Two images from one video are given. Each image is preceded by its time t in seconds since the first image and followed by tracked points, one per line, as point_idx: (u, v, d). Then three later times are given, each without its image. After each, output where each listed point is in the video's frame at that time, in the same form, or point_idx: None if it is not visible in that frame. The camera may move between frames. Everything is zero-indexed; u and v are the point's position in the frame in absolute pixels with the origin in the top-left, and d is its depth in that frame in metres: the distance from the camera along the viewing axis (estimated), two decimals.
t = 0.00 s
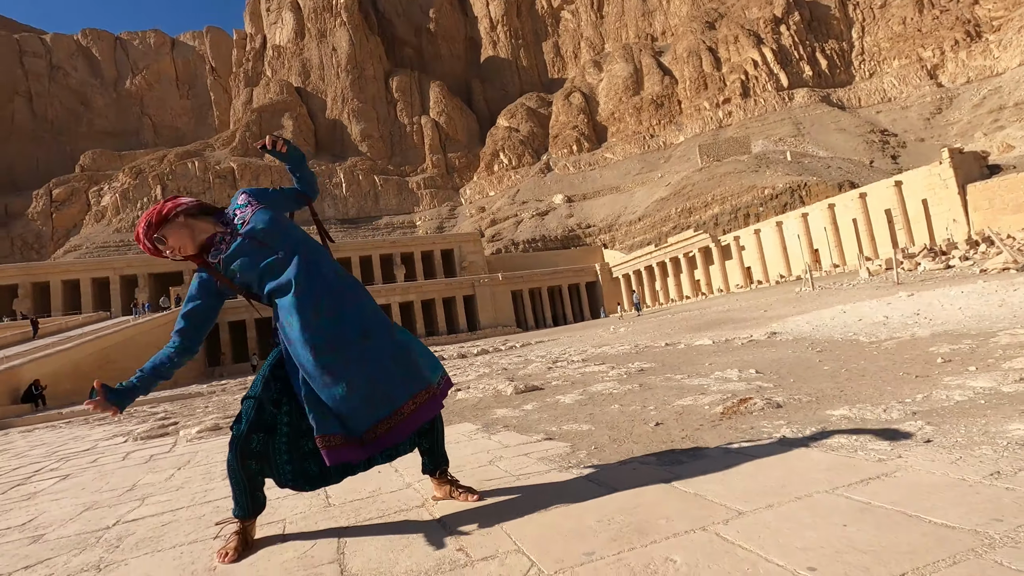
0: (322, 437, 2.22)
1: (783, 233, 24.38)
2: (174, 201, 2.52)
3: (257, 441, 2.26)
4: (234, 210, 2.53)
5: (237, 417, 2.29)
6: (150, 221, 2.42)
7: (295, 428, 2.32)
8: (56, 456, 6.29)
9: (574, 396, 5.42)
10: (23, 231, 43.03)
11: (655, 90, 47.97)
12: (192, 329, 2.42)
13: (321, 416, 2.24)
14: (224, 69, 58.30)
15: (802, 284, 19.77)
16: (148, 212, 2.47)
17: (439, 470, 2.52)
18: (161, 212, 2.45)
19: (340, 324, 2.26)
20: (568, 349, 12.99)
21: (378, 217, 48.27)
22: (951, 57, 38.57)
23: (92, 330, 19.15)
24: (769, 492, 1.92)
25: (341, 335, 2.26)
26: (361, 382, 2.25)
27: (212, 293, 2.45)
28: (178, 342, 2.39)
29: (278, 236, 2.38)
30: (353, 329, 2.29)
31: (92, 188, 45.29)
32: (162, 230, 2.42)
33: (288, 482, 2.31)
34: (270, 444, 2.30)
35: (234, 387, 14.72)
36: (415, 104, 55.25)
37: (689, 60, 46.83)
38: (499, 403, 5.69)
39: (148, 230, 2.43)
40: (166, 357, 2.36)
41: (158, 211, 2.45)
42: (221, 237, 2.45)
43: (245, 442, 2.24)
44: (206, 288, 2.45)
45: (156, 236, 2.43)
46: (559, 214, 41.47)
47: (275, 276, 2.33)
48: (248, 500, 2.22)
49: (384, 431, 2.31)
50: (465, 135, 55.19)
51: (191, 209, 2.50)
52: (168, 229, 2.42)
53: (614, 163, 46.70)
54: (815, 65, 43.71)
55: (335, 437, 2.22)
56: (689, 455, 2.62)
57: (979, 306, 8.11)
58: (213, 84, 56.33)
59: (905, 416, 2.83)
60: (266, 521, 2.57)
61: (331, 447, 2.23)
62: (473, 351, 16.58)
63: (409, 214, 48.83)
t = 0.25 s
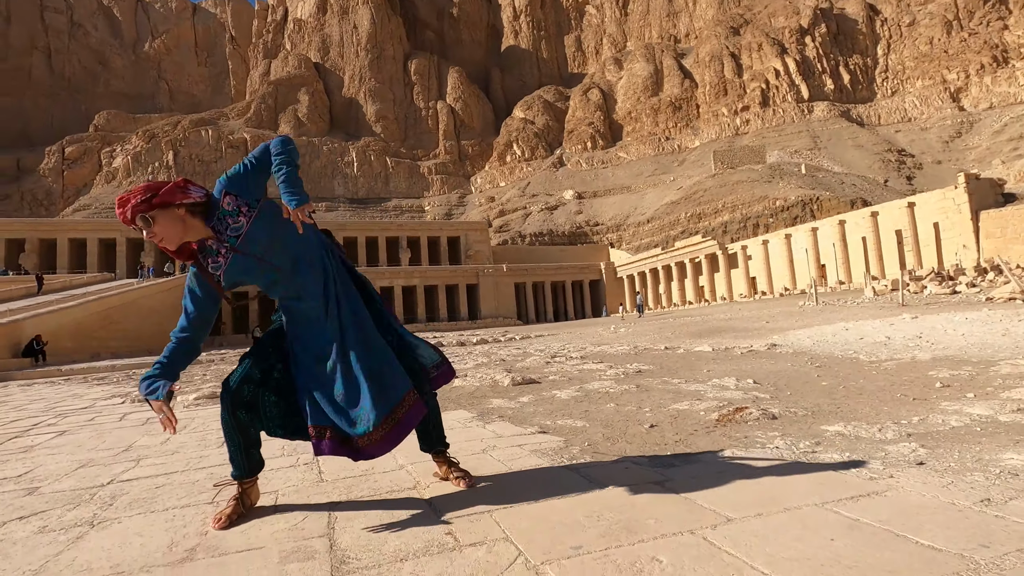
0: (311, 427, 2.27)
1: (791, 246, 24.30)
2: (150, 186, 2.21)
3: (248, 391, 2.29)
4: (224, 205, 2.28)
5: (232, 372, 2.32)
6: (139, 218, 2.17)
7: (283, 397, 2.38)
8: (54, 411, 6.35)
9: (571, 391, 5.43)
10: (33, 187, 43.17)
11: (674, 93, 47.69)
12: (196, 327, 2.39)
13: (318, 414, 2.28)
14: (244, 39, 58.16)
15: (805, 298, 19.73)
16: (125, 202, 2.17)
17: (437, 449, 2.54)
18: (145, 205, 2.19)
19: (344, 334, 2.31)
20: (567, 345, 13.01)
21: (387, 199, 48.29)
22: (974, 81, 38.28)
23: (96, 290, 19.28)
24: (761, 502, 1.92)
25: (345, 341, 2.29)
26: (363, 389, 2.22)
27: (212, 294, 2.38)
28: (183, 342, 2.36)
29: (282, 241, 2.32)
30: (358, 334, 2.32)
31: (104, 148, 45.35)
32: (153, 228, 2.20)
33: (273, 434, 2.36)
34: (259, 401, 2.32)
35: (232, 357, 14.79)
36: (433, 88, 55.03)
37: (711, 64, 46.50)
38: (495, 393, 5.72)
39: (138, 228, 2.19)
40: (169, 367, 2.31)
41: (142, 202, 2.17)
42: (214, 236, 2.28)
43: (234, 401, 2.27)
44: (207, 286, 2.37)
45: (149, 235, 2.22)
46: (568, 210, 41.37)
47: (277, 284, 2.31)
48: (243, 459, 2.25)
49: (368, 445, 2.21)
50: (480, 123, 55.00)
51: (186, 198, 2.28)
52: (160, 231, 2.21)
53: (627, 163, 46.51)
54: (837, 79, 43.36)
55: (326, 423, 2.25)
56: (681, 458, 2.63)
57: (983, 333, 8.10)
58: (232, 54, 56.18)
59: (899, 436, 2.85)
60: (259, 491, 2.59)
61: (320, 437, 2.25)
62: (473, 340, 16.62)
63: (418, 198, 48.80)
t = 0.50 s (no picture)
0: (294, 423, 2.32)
1: (797, 261, 24.21)
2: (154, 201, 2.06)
3: (242, 358, 2.27)
4: (222, 248, 2.15)
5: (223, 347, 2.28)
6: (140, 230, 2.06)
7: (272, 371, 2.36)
8: (54, 371, 6.40)
9: (568, 391, 5.45)
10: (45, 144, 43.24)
11: (692, 98, 47.44)
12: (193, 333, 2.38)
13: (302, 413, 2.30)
14: (265, 12, 57.97)
15: (807, 314, 19.69)
16: (130, 210, 2.03)
17: (439, 436, 2.47)
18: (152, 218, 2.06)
19: (337, 351, 2.32)
20: (567, 343, 13.04)
21: (397, 183, 48.29)
22: (995, 109, 38.00)
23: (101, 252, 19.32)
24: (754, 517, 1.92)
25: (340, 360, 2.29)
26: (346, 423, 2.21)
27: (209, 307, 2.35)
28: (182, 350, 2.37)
29: (280, 286, 2.21)
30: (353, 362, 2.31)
31: (118, 111, 45.35)
32: (159, 250, 2.09)
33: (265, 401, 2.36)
34: (251, 371, 2.30)
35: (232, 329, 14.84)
36: (450, 75, 54.84)
37: (731, 72, 46.22)
38: (493, 386, 5.74)
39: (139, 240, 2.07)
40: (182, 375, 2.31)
41: (154, 213, 2.06)
42: (211, 258, 2.18)
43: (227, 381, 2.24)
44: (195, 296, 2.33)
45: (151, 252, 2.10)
46: (576, 208, 41.27)
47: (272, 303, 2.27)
48: (242, 431, 2.24)
49: (354, 458, 2.17)
50: (495, 114, 54.81)
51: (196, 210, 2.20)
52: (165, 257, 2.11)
53: (639, 165, 46.36)
54: (857, 97, 43.07)
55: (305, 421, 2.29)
56: (676, 467, 2.64)
57: (983, 363, 8.08)
58: (252, 26, 56.03)
59: (894, 462, 2.85)
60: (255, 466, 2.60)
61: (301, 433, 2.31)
62: (473, 331, 16.67)
63: (428, 184, 48.75)
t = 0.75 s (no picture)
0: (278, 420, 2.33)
1: (800, 276, 24.19)
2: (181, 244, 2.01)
3: (245, 346, 2.25)
4: (232, 295, 2.08)
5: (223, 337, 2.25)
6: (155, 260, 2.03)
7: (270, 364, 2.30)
8: (53, 332, 6.40)
9: (564, 391, 5.46)
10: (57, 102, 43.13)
11: (708, 105, 47.22)
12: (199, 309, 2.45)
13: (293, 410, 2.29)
14: None
15: (806, 330, 19.71)
16: (161, 242, 1.99)
17: (440, 433, 2.50)
18: (182, 250, 2.03)
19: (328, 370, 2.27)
20: (565, 341, 13.05)
21: (405, 167, 48.21)
22: (1010, 139, 37.85)
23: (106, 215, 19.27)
24: (747, 538, 1.93)
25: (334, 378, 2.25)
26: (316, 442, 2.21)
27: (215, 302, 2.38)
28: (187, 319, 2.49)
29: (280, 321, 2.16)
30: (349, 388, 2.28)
31: (132, 74, 45.17)
32: (173, 282, 2.06)
33: (263, 385, 2.35)
34: (252, 362, 2.27)
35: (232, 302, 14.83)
36: (467, 63, 54.61)
37: (749, 82, 46.00)
38: (490, 381, 5.75)
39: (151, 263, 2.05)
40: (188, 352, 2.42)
41: (188, 245, 2.02)
42: (214, 298, 2.12)
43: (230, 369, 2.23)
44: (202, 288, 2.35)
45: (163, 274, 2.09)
46: (584, 206, 41.18)
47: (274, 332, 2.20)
48: (243, 415, 2.25)
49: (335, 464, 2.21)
50: (509, 106, 54.63)
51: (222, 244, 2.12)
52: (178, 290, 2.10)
53: (649, 168, 46.23)
54: (873, 116, 42.89)
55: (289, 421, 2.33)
56: (670, 480, 2.65)
57: (979, 395, 8.09)
58: None
59: (886, 490, 2.86)
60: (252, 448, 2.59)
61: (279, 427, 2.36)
62: (472, 322, 16.68)
63: (437, 171, 48.63)
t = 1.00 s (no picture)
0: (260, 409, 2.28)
1: (797, 291, 24.23)
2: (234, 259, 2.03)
3: (247, 329, 2.25)
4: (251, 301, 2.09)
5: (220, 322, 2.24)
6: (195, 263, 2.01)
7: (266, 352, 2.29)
8: (48, 293, 6.35)
9: (557, 391, 5.47)
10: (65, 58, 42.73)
11: (719, 113, 47.12)
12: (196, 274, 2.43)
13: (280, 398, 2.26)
14: None
15: (798, 346, 19.79)
16: (214, 249, 1.98)
17: (432, 429, 2.51)
18: (229, 258, 2.02)
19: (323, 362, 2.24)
20: (559, 339, 13.06)
21: (412, 152, 48.02)
22: (1016, 171, 38.00)
23: (107, 176, 19.13)
24: (734, 557, 1.95)
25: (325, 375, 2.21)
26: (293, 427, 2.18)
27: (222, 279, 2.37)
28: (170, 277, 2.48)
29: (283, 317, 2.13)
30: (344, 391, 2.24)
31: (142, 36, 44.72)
32: (208, 289, 2.05)
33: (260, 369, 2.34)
34: (251, 347, 2.27)
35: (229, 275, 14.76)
36: (481, 52, 54.29)
37: (762, 93, 45.91)
38: (484, 375, 5.75)
39: (189, 264, 2.03)
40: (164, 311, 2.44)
41: (233, 255, 2.02)
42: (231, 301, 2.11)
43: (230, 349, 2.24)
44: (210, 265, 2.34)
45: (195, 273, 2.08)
46: (587, 204, 41.11)
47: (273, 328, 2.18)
48: (242, 396, 2.28)
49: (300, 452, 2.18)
50: (520, 98, 54.41)
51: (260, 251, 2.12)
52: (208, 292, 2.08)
53: (655, 171, 46.16)
54: (882, 137, 42.90)
55: (274, 411, 2.27)
56: (660, 493, 2.66)
57: (965, 424, 8.14)
58: None
59: (872, 517, 2.89)
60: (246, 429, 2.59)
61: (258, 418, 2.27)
62: (467, 312, 16.68)
63: (443, 158, 48.44)
